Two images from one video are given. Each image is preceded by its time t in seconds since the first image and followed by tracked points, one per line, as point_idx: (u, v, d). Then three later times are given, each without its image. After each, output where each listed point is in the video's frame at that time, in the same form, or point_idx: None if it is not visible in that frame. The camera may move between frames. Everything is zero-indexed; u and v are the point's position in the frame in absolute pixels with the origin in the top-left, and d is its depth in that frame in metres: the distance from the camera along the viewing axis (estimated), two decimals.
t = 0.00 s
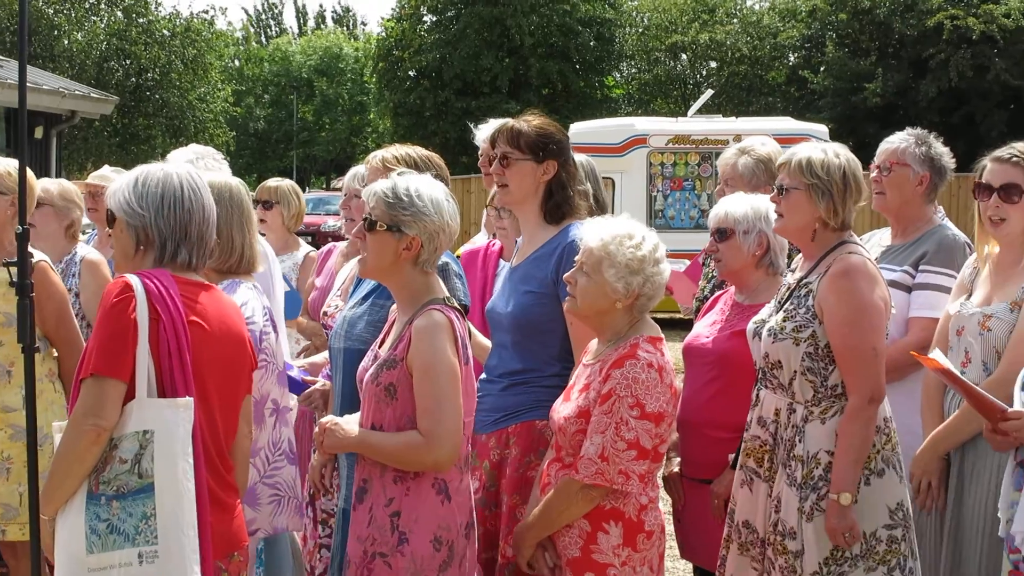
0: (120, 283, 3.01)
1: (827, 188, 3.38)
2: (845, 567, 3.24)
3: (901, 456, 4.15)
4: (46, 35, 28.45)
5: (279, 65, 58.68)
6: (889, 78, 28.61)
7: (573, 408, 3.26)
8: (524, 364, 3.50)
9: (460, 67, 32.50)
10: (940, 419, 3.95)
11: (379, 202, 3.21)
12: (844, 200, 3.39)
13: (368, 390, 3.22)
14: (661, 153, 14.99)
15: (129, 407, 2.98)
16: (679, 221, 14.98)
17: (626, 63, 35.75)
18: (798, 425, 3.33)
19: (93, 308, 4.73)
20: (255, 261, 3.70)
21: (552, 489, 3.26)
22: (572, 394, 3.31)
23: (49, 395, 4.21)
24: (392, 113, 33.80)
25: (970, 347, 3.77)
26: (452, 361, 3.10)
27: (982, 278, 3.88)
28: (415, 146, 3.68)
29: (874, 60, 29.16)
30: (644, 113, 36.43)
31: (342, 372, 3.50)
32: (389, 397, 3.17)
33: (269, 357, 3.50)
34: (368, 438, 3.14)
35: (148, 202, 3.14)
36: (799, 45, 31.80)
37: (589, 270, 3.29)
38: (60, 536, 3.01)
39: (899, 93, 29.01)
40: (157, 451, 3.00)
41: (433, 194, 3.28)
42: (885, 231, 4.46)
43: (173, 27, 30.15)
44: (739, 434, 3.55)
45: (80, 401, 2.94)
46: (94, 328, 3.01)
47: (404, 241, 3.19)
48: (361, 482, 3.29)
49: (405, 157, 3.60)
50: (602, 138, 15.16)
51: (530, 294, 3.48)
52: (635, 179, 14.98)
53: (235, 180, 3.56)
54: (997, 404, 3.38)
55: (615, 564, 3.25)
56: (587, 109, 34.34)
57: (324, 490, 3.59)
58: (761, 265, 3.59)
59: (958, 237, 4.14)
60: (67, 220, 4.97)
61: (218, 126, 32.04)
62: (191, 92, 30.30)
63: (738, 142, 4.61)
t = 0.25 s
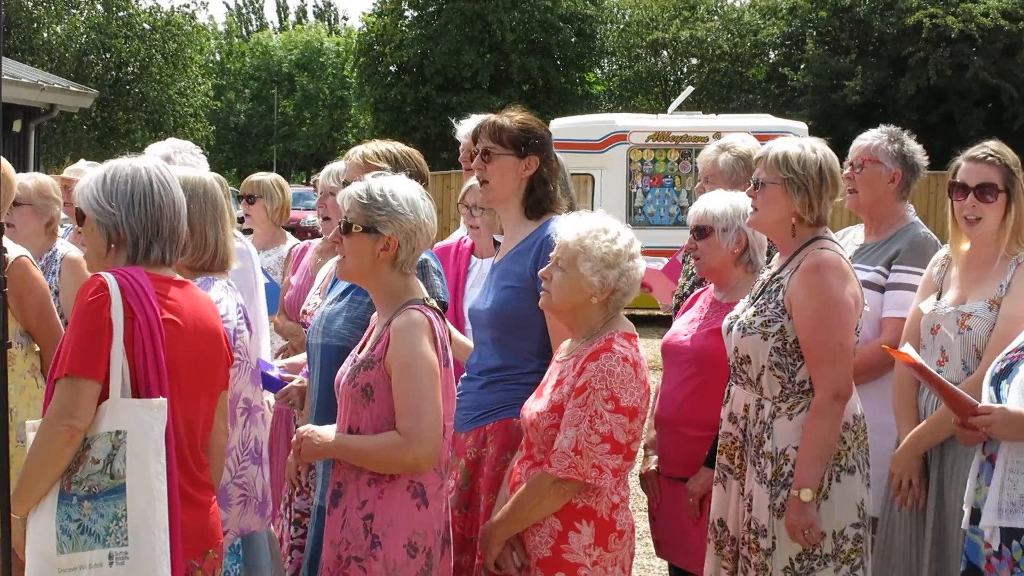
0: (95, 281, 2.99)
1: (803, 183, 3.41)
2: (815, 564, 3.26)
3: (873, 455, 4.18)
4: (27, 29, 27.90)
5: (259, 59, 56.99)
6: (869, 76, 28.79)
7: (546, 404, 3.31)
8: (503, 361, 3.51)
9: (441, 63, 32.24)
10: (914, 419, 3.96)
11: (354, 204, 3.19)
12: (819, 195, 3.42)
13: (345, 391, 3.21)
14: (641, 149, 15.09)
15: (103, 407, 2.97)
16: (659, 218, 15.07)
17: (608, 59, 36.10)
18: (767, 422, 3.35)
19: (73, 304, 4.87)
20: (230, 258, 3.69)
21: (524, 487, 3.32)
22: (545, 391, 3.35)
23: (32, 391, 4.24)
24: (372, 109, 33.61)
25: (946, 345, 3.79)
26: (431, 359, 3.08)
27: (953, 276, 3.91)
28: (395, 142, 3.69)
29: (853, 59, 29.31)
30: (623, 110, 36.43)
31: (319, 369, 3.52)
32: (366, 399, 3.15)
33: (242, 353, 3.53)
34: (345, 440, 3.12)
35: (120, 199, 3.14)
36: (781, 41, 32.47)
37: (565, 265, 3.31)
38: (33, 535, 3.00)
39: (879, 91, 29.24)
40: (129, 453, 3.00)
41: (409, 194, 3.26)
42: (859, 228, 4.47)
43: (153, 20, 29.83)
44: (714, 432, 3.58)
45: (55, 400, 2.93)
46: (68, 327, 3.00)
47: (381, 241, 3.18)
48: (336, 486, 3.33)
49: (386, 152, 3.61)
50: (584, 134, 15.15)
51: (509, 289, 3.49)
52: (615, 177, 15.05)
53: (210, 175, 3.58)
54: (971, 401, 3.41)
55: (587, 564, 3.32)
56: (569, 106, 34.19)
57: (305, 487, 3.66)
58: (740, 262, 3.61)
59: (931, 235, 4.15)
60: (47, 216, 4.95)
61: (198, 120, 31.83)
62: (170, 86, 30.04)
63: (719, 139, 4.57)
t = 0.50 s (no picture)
0: (52, 283, 2.98)
1: (757, 183, 3.44)
2: (760, 568, 3.29)
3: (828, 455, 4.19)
4: None
5: (218, 61, 54.85)
6: (827, 77, 27.91)
7: (503, 405, 3.28)
8: (461, 361, 3.48)
9: (400, 64, 31.40)
10: (868, 420, 3.98)
11: (309, 204, 3.18)
12: (772, 195, 3.46)
13: (300, 392, 3.19)
14: (600, 150, 15.08)
15: (60, 409, 2.95)
16: (618, 219, 15.14)
17: (568, 60, 33.53)
18: (717, 422, 3.38)
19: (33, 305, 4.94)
20: (182, 258, 3.70)
21: (481, 489, 3.29)
22: (500, 392, 3.32)
23: None
24: (330, 110, 32.67)
25: (902, 346, 3.82)
26: (384, 358, 3.07)
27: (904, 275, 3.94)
28: (354, 142, 3.68)
29: (812, 60, 28.36)
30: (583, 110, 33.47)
31: (278, 370, 3.49)
32: (320, 399, 3.13)
33: (198, 357, 3.57)
34: (298, 443, 3.11)
35: (76, 198, 3.12)
36: (738, 44, 30.11)
37: (519, 265, 3.30)
38: None
39: (837, 92, 28.36)
40: (87, 455, 2.99)
41: (365, 195, 3.25)
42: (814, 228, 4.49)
43: (110, 21, 30.18)
44: (671, 433, 3.60)
45: (12, 402, 2.90)
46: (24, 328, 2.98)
47: (336, 241, 3.17)
48: (293, 488, 3.27)
49: (345, 153, 3.59)
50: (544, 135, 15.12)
51: (467, 289, 3.46)
52: (575, 177, 15.03)
53: (162, 176, 3.59)
54: (926, 399, 3.47)
55: (545, 566, 3.29)
56: (528, 109, 33.03)
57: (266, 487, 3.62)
58: (697, 263, 3.61)
59: (884, 236, 4.18)
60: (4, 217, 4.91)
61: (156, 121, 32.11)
62: (128, 87, 30.39)
63: (679, 140, 4.56)
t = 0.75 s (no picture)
0: (19, 281, 2.97)
1: (724, 184, 3.45)
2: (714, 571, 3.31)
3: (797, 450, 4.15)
4: None
5: (186, 59, 54.45)
6: (797, 78, 27.81)
7: (470, 407, 3.24)
8: (427, 361, 3.49)
9: (369, 63, 31.46)
10: (835, 419, 4.00)
11: (267, 206, 3.20)
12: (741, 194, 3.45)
13: (262, 391, 3.20)
14: (570, 150, 15.11)
15: (29, 407, 2.93)
16: (588, 219, 15.16)
17: (536, 60, 33.76)
18: (683, 422, 3.39)
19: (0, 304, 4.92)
20: (149, 257, 3.71)
21: (449, 490, 3.25)
22: (468, 394, 3.28)
23: None
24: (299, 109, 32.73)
25: (869, 347, 3.85)
26: (343, 356, 3.08)
27: (868, 275, 3.97)
28: (323, 142, 3.68)
29: (782, 60, 28.26)
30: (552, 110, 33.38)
31: (250, 371, 3.45)
32: (281, 397, 3.14)
33: (165, 355, 3.59)
34: (257, 441, 3.12)
35: (46, 197, 3.11)
36: (707, 44, 30.12)
37: (485, 266, 3.30)
38: None
39: (806, 93, 28.19)
40: (57, 452, 2.97)
41: (323, 194, 3.28)
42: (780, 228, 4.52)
43: (79, 19, 30.94)
44: (640, 433, 3.61)
45: None
46: None
47: (296, 242, 3.20)
48: (258, 485, 3.25)
49: (313, 152, 3.58)
50: (515, 134, 15.17)
51: (434, 289, 3.47)
52: (544, 177, 15.10)
53: (130, 176, 3.61)
54: (899, 402, 3.48)
55: (514, 567, 3.24)
56: (497, 107, 32.96)
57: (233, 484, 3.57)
58: (665, 263, 3.62)
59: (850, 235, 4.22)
60: None
61: (126, 119, 32.79)
62: (96, 85, 31.19)
63: (650, 141, 4.58)
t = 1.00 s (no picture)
0: None
1: (695, 180, 3.44)
2: (680, 567, 3.34)
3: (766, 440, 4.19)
4: None
5: (152, 56, 53.73)
6: (764, 75, 28.05)
7: (437, 404, 3.19)
8: (390, 357, 3.50)
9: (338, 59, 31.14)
10: (803, 416, 4.03)
11: (238, 194, 3.17)
12: (711, 191, 3.45)
13: (223, 381, 3.21)
14: (537, 148, 15.04)
15: None
16: (556, 216, 15.08)
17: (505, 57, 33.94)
18: (650, 416, 3.40)
19: None
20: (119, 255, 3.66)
21: (417, 486, 3.20)
22: (436, 389, 3.24)
23: None
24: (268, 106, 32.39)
25: (837, 342, 3.83)
26: (300, 347, 3.08)
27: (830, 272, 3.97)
28: (292, 138, 3.64)
29: (749, 58, 28.49)
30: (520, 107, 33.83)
31: (215, 365, 3.41)
32: (241, 386, 3.17)
33: (132, 350, 3.53)
34: (216, 430, 3.14)
35: (19, 192, 3.08)
36: (674, 41, 30.17)
37: (452, 263, 3.28)
38: None
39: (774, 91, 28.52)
40: (24, 445, 2.90)
41: (293, 185, 3.24)
42: (747, 224, 4.55)
43: (45, 15, 30.20)
44: (608, 428, 3.61)
45: None
46: None
47: (264, 232, 3.17)
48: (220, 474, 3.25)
49: (284, 148, 3.55)
50: (482, 131, 15.06)
51: (398, 286, 3.47)
52: (512, 174, 15.02)
53: (98, 172, 3.58)
54: (873, 398, 3.43)
55: (480, 561, 3.20)
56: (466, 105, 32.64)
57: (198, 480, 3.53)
58: (631, 259, 3.64)
59: (816, 231, 4.24)
60: None
61: (92, 117, 32.75)
62: (63, 82, 30.65)
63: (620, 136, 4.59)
